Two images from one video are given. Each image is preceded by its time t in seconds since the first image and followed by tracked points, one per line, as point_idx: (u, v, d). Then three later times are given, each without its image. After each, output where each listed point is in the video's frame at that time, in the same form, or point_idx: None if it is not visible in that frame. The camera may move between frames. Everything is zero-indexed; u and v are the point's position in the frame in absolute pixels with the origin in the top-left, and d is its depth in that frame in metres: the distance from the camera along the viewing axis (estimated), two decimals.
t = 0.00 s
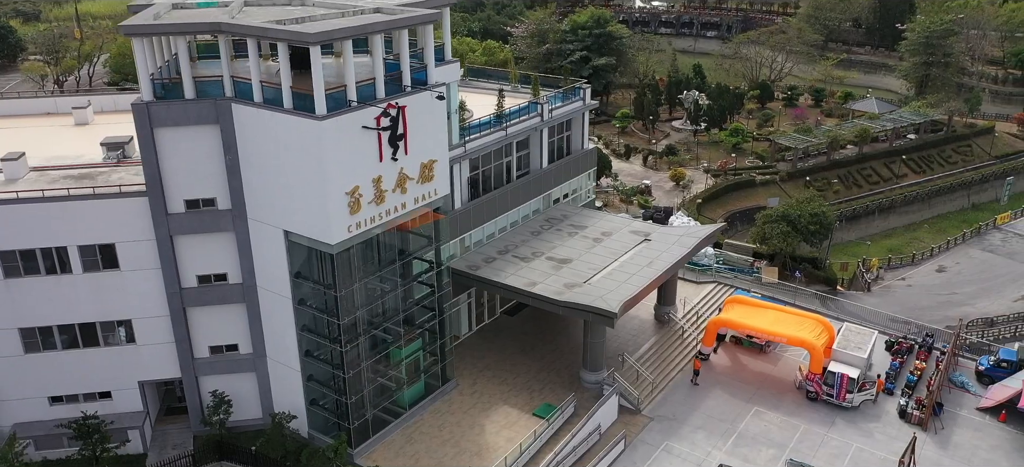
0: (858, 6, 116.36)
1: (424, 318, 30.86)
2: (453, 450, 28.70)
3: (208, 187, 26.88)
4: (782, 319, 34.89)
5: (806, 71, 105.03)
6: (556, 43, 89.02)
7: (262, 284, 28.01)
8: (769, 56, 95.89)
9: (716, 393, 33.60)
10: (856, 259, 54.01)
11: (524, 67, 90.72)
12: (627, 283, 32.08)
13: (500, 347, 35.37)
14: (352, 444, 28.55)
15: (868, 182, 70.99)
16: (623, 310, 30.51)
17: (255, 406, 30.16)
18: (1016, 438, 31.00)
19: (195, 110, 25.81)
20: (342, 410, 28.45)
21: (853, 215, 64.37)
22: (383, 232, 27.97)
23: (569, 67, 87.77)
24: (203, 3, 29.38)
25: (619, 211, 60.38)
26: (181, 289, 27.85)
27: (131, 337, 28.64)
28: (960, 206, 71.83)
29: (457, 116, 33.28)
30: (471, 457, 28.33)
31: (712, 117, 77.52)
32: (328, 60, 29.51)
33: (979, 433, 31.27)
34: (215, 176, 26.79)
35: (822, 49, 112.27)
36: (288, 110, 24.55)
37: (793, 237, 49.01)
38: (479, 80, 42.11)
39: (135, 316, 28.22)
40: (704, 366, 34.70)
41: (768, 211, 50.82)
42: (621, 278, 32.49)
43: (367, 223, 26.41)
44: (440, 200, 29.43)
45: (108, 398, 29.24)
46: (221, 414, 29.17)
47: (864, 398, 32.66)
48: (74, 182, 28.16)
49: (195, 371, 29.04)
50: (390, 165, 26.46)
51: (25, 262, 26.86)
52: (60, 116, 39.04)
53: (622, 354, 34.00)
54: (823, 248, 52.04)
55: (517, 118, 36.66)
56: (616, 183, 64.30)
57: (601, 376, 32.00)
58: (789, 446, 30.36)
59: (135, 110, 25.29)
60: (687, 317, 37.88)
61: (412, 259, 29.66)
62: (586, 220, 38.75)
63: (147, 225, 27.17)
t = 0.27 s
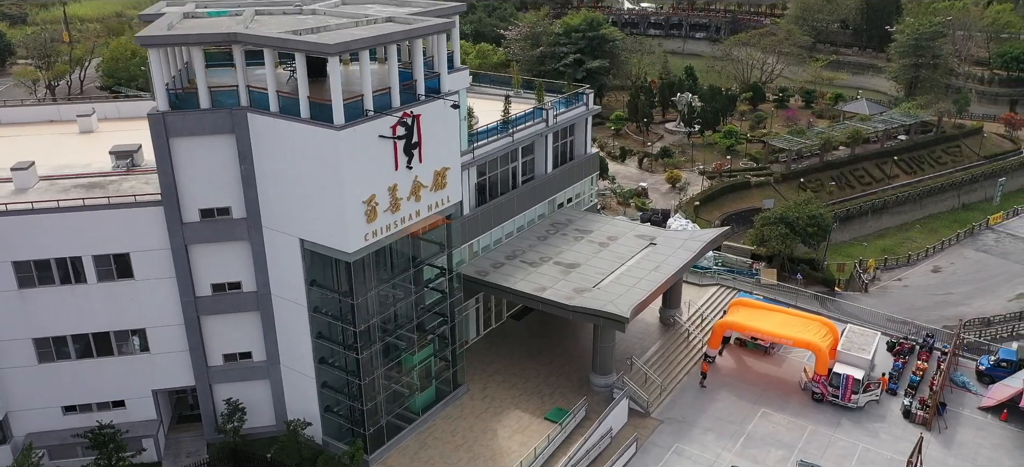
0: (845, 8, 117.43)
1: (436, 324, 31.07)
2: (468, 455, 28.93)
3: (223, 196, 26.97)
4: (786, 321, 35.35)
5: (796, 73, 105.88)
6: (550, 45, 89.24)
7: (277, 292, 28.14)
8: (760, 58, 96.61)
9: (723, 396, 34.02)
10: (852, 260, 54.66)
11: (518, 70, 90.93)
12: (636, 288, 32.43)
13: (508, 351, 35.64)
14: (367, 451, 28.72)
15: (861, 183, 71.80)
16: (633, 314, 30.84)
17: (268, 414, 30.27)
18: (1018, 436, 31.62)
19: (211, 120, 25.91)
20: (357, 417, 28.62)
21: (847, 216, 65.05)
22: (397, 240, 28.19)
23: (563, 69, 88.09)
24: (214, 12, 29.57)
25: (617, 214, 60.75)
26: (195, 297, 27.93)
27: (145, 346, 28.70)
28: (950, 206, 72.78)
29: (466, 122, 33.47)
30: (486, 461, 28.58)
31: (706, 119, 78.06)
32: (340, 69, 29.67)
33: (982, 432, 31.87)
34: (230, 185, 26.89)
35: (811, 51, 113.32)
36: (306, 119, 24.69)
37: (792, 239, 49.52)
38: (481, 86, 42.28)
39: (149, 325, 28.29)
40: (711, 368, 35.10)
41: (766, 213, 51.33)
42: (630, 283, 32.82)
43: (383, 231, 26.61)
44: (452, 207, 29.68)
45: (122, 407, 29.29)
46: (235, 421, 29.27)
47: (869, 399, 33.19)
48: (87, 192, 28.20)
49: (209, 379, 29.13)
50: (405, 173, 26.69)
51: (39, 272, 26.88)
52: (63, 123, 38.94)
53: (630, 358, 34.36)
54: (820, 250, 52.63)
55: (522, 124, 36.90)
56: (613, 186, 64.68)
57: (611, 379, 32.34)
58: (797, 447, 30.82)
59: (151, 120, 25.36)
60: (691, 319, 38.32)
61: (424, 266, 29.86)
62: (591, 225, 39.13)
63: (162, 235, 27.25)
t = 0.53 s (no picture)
0: (833, 8, 118.43)
1: (449, 330, 31.29)
2: (482, 459, 29.19)
3: (238, 205, 27.07)
4: (791, 323, 35.88)
5: (785, 74, 106.85)
6: (543, 48, 89.53)
7: (292, 300, 28.30)
8: (750, 60, 97.41)
9: (730, 397, 34.49)
10: (848, 261, 55.36)
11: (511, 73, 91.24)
12: (645, 292, 32.79)
13: (516, 356, 35.93)
14: (383, 457, 28.94)
15: (852, 184, 72.68)
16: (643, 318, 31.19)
17: (282, 420, 30.41)
18: (1019, 433, 32.29)
19: (227, 130, 26.00)
20: (373, 423, 28.84)
21: (841, 217, 65.85)
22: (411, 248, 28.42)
23: (556, 72, 88.44)
24: (225, 21, 29.66)
25: (614, 216, 61.16)
26: (210, 306, 28.03)
27: (159, 354, 28.78)
28: (940, 206, 73.76)
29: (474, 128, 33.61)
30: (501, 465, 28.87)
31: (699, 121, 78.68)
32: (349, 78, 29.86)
33: (984, 430, 32.51)
34: (245, 194, 27.00)
35: (800, 53, 114.34)
36: (324, 129, 24.86)
37: (790, 241, 50.11)
38: (483, 91, 42.52)
39: (164, 334, 28.38)
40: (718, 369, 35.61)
41: (764, 215, 51.90)
42: (638, 287, 33.19)
43: (399, 238, 26.84)
44: (464, 214, 29.95)
45: (136, 416, 29.35)
46: (250, 429, 29.37)
47: (873, 399, 33.76)
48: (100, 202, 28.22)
49: (223, 387, 29.23)
50: (420, 181, 26.93)
51: (54, 282, 26.89)
52: (66, 131, 38.88)
53: (638, 360, 34.77)
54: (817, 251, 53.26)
55: (528, 130, 37.08)
56: (610, 188, 65.14)
57: (621, 383, 32.73)
58: (804, 447, 31.32)
59: (168, 130, 25.41)
60: (696, 322, 38.81)
61: (437, 273, 30.08)
62: (596, 229, 39.50)
63: (177, 244, 27.35)
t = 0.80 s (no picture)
0: (819, 9, 119.56)
1: (461, 336, 31.53)
2: (496, 463, 29.49)
3: (253, 214, 27.17)
4: (794, 324, 36.43)
5: (773, 75, 107.89)
6: (535, 51, 89.84)
7: (307, 308, 28.46)
8: (740, 62, 98.30)
9: (736, 398, 34.97)
10: (843, 261, 56.13)
11: (503, 76, 91.50)
12: (653, 295, 33.19)
13: (523, 359, 36.24)
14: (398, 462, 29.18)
15: (843, 185, 73.62)
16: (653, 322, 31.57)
17: (296, 427, 30.56)
18: (1018, 431, 33.01)
19: (243, 139, 26.07)
20: (389, 429, 29.10)
21: (833, 217, 66.71)
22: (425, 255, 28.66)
23: (548, 75, 88.79)
24: (235, 30, 29.72)
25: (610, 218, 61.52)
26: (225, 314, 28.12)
27: (174, 363, 28.84)
28: (929, 205, 74.79)
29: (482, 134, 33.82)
30: None
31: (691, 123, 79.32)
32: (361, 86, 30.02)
33: (985, 428, 33.20)
34: (260, 203, 27.10)
35: (787, 54, 115.46)
36: (342, 138, 25.03)
37: (786, 242, 50.77)
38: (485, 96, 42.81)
39: (178, 342, 28.44)
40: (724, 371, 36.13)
41: (761, 217, 52.54)
42: (645, 290, 33.56)
43: (415, 246, 27.09)
44: (476, 220, 30.23)
45: (150, 424, 29.43)
46: (264, 436, 29.51)
47: (876, 398, 34.36)
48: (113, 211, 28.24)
49: (237, 395, 29.33)
50: (435, 189, 27.18)
51: (69, 292, 26.89)
52: (68, 138, 38.77)
53: (645, 363, 35.20)
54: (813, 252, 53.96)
55: (533, 135, 37.31)
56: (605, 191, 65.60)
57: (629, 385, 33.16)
58: (811, 447, 31.85)
59: (184, 140, 25.44)
60: (699, 324, 39.30)
61: (449, 279, 30.32)
62: (600, 233, 39.90)
63: (192, 253, 27.43)
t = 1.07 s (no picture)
0: (801, 11, 120.83)
1: (470, 341, 31.79)
2: None
3: (266, 222, 27.27)
4: (794, 324, 37.05)
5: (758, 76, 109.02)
6: (524, 54, 90.17)
7: (319, 315, 28.62)
8: (725, 64, 99.26)
9: (739, 398, 35.53)
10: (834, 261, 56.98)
11: (491, 78, 91.70)
12: (658, 298, 33.64)
13: (528, 363, 36.56)
14: None
15: (831, 185, 74.67)
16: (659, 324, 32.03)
17: (306, 434, 30.70)
18: (1014, 426, 33.83)
19: (256, 148, 26.15)
20: (403, 434, 29.36)
21: (822, 218, 67.62)
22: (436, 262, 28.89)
23: (537, 77, 89.18)
24: (243, 38, 29.78)
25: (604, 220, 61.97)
26: (237, 323, 28.19)
27: (186, 372, 28.88)
28: (915, 204, 75.96)
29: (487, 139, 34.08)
30: None
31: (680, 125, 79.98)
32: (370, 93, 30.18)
33: (982, 424, 33.98)
34: (273, 212, 27.20)
35: (771, 56, 116.72)
36: (356, 147, 25.21)
37: (780, 243, 51.48)
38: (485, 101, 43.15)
39: (190, 352, 28.48)
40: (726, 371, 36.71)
41: (754, 218, 53.25)
42: (650, 294, 34.02)
43: (428, 253, 27.37)
44: (484, 226, 30.55)
45: (162, 434, 29.51)
46: (276, 443, 29.62)
47: (875, 397, 35.06)
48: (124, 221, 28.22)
49: (249, 403, 29.41)
50: (447, 196, 27.48)
51: (81, 302, 26.83)
52: (68, 147, 38.59)
53: (650, 365, 35.66)
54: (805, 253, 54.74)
55: (535, 141, 37.59)
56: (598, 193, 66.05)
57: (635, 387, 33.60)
58: (815, 446, 32.45)
59: (198, 150, 25.47)
60: (700, 325, 39.86)
61: (458, 285, 30.58)
62: (601, 237, 40.34)
63: (205, 262, 27.48)
